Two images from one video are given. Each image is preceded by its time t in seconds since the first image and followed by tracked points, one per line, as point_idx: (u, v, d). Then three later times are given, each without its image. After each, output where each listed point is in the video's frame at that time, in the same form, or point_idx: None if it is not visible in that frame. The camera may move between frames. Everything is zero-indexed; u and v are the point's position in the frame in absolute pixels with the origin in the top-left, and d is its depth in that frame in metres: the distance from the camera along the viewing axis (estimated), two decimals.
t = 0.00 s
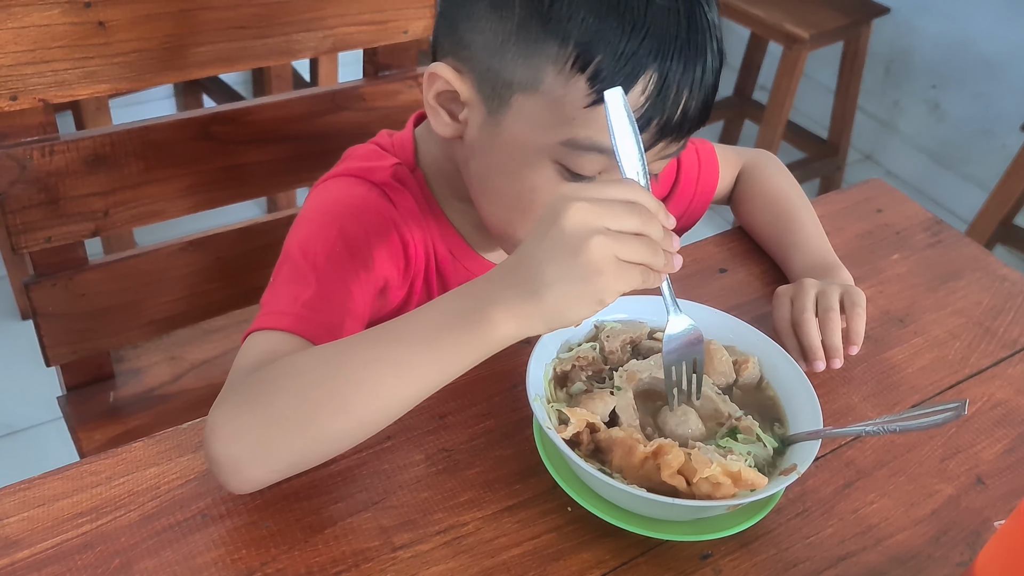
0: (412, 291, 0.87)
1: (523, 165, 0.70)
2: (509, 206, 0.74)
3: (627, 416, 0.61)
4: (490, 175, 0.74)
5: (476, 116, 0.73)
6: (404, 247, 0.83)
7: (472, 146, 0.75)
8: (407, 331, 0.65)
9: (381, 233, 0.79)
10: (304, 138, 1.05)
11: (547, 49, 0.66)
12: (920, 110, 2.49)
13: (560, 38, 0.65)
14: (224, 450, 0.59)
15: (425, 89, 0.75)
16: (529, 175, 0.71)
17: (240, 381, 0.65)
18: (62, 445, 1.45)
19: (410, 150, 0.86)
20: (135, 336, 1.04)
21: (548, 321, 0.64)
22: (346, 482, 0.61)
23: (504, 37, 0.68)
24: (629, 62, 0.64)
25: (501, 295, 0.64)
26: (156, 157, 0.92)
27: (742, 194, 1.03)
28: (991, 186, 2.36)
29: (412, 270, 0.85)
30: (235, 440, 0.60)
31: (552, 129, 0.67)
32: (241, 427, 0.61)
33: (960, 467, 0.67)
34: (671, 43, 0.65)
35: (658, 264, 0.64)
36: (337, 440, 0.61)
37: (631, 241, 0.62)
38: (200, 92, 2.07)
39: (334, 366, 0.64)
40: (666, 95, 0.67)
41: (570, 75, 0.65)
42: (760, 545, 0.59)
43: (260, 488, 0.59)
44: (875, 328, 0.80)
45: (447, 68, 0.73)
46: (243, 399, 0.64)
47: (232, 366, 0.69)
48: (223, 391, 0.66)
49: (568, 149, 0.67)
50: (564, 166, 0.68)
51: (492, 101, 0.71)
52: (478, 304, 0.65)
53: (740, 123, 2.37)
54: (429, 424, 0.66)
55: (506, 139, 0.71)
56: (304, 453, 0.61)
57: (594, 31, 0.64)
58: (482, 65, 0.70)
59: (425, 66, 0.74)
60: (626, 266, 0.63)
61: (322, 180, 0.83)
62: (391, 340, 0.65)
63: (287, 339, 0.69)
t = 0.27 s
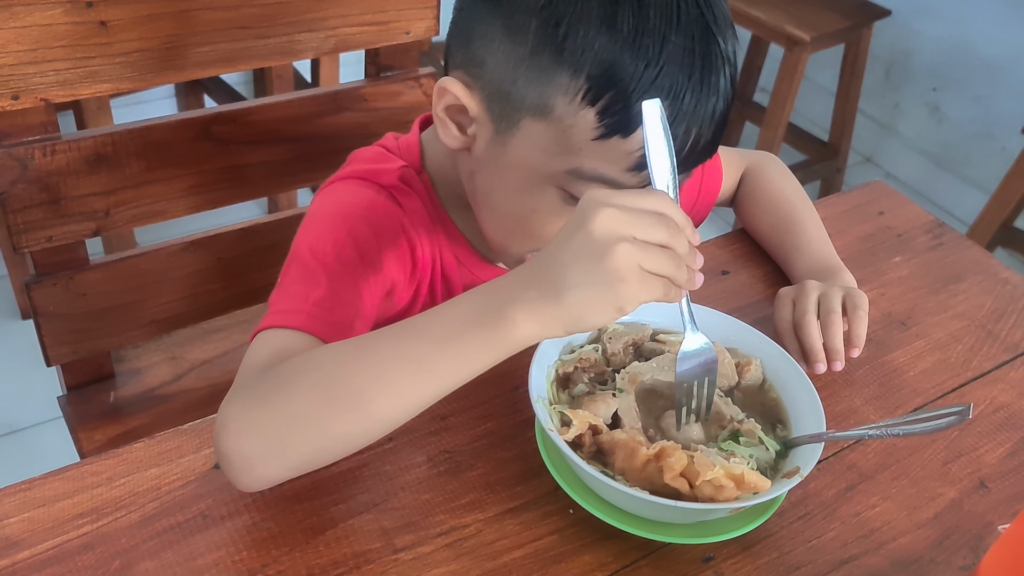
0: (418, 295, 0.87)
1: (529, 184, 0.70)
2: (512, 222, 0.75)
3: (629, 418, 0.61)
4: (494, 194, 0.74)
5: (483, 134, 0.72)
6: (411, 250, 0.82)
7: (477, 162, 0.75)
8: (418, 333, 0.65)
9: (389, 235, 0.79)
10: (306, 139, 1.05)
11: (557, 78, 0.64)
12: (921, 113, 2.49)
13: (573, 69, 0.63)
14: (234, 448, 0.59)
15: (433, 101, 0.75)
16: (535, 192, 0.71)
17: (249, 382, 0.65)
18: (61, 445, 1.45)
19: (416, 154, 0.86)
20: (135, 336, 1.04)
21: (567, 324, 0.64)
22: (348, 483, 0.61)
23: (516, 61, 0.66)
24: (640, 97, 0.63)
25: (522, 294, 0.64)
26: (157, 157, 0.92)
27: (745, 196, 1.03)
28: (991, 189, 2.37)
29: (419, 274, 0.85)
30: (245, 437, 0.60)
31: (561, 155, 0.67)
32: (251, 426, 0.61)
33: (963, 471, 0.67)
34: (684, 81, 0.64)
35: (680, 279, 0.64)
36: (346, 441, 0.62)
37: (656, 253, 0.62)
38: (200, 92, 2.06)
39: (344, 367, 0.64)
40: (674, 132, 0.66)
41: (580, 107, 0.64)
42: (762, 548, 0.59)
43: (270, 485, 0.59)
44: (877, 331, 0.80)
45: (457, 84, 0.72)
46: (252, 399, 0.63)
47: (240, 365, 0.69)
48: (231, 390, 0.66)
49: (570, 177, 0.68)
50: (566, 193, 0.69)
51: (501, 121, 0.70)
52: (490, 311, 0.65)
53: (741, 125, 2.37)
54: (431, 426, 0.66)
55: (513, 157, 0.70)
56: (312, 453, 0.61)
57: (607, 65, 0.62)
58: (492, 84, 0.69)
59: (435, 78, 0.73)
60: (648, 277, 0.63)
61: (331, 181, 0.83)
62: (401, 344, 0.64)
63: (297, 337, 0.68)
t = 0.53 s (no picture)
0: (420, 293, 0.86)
1: (529, 185, 0.70)
2: (511, 221, 0.75)
3: (632, 417, 0.61)
4: (493, 193, 0.74)
5: (481, 134, 0.72)
6: (412, 249, 0.82)
7: (476, 162, 0.75)
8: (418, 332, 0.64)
9: (390, 233, 0.79)
10: (307, 136, 1.04)
11: (554, 80, 0.64)
12: (924, 112, 2.48)
13: (569, 72, 0.63)
14: (230, 446, 0.59)
15: (432, 99, 0.75)
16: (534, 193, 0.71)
17: (245, 379, 0.65)
18: (61, 443, 1.44)
19: (417, 152, 0.86)
20: (134, 333, 1.03)
21: (561, 319, 0.64)
22: (347, 482, 0.60)
23: (514, 62, 0.66)
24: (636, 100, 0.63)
25: (514, 289, 0.64)
26: (157, 153, 0.92)
27: (748, 194, 1.03)
28: (994, 189, 2.36)
29: (421, 272, 0.84)
30: (239, 437, 0.60)
31: (558, 160, 0.67)
32: (248, 425, 0.61)
33: (967, 471, 0.66)
34: (683, 85, 0.63)
35: (676, 274, 0.63)
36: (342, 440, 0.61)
37: (650, 247, 0.62)
38: (201, 89, 2.06)
39: (340, 364, 0.63)
40: (671, 136, 0.65)
41: (576, 110, 0.64)
42: (765, 548, 0.59)
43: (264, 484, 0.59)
44: (881, 330, 0.79)
45: (455, 84, 0.72)
46: (249, 397, 0.63)
47: (239, 362, 0.68)
48: (229, 387, 0.66)
49: (567, 181, 0.68)
50: (564, 196, 0.69)
51: (500, 121, 0.70)
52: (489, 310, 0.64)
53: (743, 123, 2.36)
54: (432, 424, 0.65)
55: (512, 155, 0.70)
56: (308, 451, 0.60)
57: (603, 69, 0.62)
58: (490, 85, 0.69)
59: (434, 77, 0.73)
60: (643, 272, 0.63)
61: (332, 178, 0.82)
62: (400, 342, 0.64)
63: (295, 335, 0.68)
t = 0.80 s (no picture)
0: (421, 290, 0.86)
1: (530, 185, 0.70)
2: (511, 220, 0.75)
3: (635, 416, 0.61)
4: (493, 192, 0.74)
5: (481, 133, 0.72)
6: (414, 247, 0.82)
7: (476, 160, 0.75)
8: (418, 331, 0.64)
9: (391, 231, 0.78)
10: (309, 133, 1.04)
11: (556, 79, 0.64)
12: (927, 110, 2.48)
13: (570, 70, 0.63)
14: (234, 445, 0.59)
15: (433, 96, 0.75)
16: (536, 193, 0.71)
17: (245, 378, 0.65)
18: (63, 440, 1.44)
19: (417, 149, 0.86)
20: (137, 330, 1.03)
21: (560, 316, 0.64)
22: (349, 480, 0.60)
23: (515, 61, 0.66)
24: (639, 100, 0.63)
25: (514, 285, 0.63)
26: (160, 149, 0.91)
27: (751, 192, 1.02)
28: (998, 187, 2.35)
29: (422, 269, 0.84)
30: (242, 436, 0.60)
31: (560, 157, 0.67)
32: (249, 424, 0.61)
33: (971, 470, 0.66)
34: (686, 84, 0.63)
35: (675, 268, 0.63)
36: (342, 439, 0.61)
37: (650, 241, 0.62)
38: (204, 85, 2.06)
39: (340, 361, 0.63)
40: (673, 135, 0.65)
41: (577, 109, 0.64)
42: (768, 547, 0.59)
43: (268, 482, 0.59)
44: (884, 328, 0.79)
45: (456, 82, 0.72)
46: (249, 396, 0.63)
47: (239, 362, 0.68)
48: (229, 387, 0.66)
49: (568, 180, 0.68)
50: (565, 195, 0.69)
51: (501, 120, 0.69)
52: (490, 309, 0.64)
53: (745, 121, 2.36)
54: (433, 422, 0.65)
55: (513, 155, 0.70)
56: (311, 449, 0.60)
57: (605, 68, 0.62)
58: (492, 83, 0.69)
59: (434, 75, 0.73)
60: (643, 267, 0.62)
61: (332, 177, 0.82)
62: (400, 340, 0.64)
63: (294, 335, 0.68)
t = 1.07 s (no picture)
0: (427, 292, 0.86)
1: (538, 191, 0.70)
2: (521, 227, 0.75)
3: (637, 415, 0.61)
4: (503, 198, 0.74)
5: (493, 139, 0.72)
6: (420, 248, 0.82)
7: (487, 166, 0.75)
8: (425, 329, 0.64)
9: (398, 233, 0.78)
10: (312, 132, 1.04)
11: (572, 87, 0.64)
12: (930, 110, 2.47)
13: (587, 78, 0.63)
14: (236, 445, 0.58)
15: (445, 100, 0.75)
16: (544, 199, 0.70)
17: (251, 377, 0.65)
18: (65, 439, 1.45)
19: (425, 150, 0.85)
20: (139, 329, 1.03)
21: (569, 327, 0.63)
22: (352, 478, 0.60)
23: (531, 67, 0.66)
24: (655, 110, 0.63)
25: (523, 296, 0.63)
26: (162, 149, 0.92)
27: (755, 191, 1.02)
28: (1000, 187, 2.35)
29: (427, 271, 0.84)
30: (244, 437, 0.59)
31: (572, 165, 0.67)
32: (254, 422, 0.61)
33: (974, 470, 0.66)
34: (702, 95, 0.63)
35: (686, 283, 0.63)
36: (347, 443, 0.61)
37: (661, 257, 0.62)
38: (206, 85, 2.06)
39: (345, 362, 0.63)
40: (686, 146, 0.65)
41: (592, 117, 0.64)
42: (770, 546, 0.58)
43: (269, 484, 0.59)
44: (887, 328, 0.79)
45: (470, 86, 0.72)
46: (255, 394, 0.63)
47: (243, 360, 0.68)
48: (234, 384, 0.66)
49: (580, 187, 0.68)
50: (576, 201, 0.69)
51: (514, 126, 0.70)
52: (497, 308, 0.64)
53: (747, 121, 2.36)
54: (436, 421, 0.65)
55: (524, 161, 0.70)
56: (314, 450, 0.60)
57: (622, 76, 0.62)
58: (506, 89, 0.69)
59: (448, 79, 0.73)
60: (654, 283, 0.62)
61: (340, 176, 0.82)
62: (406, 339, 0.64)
63: (299, 335, 0.68)
